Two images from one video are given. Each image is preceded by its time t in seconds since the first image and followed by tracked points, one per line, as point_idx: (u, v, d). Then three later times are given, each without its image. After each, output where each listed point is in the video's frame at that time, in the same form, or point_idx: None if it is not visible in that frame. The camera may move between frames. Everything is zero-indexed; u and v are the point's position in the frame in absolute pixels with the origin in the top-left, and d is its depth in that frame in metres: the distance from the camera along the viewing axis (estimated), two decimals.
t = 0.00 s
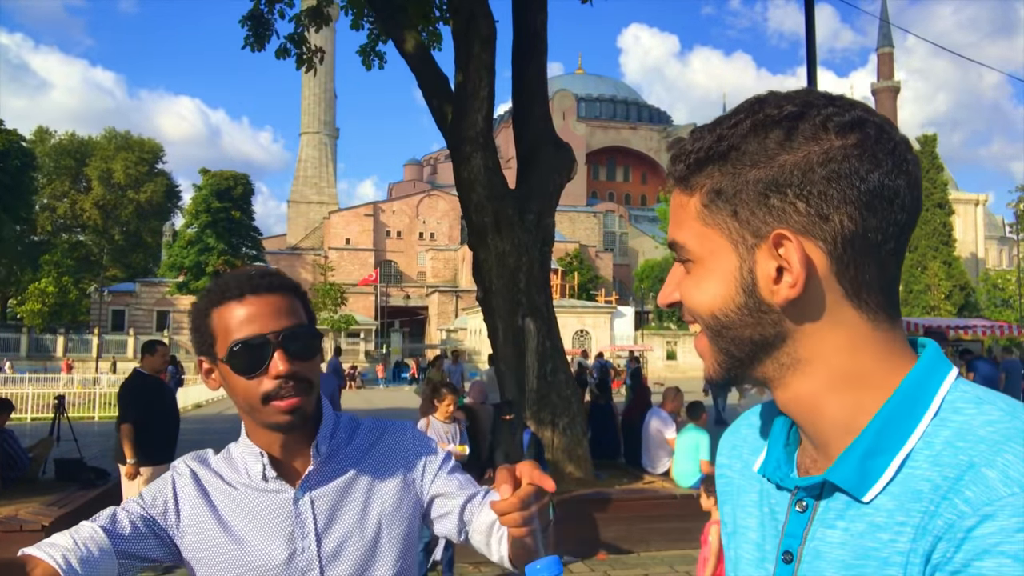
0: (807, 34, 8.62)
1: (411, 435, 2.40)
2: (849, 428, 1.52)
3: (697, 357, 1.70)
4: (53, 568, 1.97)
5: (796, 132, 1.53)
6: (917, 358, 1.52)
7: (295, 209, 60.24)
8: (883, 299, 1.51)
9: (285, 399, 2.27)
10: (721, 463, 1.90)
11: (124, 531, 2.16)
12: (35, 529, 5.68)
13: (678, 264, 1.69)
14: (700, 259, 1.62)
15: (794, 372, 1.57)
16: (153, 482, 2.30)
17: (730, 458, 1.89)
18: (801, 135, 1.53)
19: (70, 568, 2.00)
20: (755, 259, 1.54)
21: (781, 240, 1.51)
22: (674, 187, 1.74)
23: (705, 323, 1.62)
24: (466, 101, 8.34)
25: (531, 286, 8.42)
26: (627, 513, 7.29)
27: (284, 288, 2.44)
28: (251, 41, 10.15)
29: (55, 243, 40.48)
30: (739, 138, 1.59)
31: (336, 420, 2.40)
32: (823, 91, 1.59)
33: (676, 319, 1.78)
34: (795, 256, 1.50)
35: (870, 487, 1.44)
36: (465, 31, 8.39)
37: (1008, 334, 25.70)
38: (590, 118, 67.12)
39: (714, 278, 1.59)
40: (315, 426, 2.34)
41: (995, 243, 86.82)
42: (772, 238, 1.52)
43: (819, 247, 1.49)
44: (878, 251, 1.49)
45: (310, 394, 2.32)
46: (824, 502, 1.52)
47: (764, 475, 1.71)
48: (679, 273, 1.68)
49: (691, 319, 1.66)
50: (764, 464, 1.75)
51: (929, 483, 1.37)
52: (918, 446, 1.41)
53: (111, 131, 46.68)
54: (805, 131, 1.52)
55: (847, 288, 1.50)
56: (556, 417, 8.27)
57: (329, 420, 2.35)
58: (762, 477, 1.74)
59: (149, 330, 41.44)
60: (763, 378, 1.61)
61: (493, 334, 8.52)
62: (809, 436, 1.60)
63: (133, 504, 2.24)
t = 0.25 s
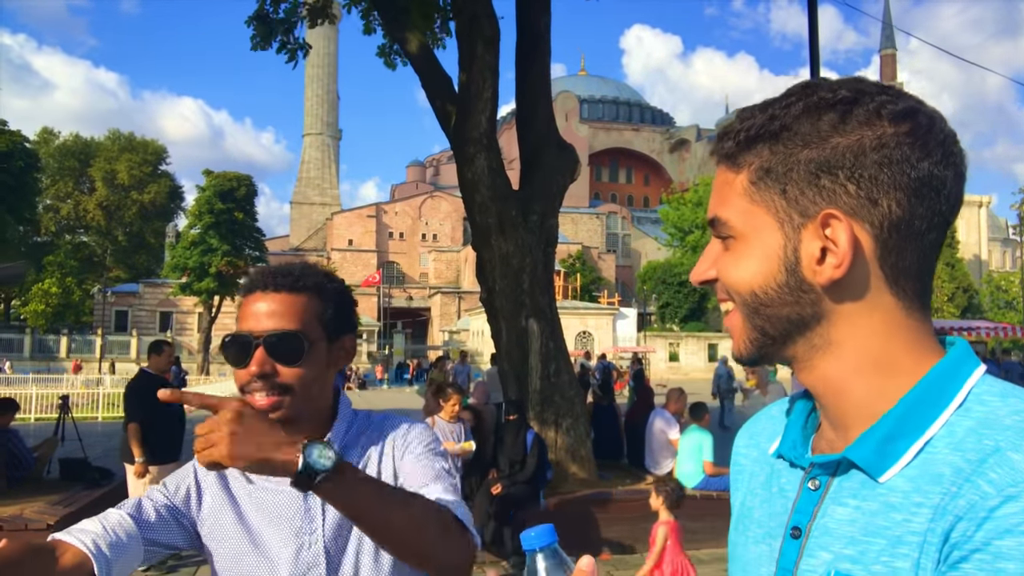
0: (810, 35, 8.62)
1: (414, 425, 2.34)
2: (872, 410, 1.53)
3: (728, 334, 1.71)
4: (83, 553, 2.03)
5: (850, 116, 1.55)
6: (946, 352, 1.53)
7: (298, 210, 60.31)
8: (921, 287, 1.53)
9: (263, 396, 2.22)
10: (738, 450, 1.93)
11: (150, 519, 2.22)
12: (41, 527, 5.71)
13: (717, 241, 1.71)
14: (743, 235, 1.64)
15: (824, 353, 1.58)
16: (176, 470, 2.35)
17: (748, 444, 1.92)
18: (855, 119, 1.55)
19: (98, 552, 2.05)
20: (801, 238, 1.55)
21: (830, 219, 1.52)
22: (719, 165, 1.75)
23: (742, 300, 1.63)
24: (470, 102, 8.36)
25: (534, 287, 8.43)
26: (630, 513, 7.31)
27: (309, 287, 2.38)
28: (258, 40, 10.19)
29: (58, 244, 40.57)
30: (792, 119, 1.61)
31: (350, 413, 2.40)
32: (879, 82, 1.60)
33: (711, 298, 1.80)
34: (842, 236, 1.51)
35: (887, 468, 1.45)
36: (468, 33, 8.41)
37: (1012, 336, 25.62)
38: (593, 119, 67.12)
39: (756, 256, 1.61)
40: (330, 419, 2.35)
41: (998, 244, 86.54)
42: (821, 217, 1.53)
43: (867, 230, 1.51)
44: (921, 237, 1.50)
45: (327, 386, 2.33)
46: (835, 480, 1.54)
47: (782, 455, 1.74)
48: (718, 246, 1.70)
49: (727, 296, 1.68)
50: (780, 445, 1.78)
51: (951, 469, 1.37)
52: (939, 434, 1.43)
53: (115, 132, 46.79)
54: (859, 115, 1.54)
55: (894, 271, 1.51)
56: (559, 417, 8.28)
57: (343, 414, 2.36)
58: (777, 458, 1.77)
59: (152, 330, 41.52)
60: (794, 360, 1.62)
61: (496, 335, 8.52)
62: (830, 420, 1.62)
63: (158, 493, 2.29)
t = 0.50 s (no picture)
0: (811, 35, 8.63)
1: (418, 420, 2.37)
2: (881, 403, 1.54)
3: (744, 327, 1.73)
4: (107, 544, 1.99)
5: (869, 112, 1.56)
6: (956, 349, 1.55)
7: (298, 210, 60.30)
8: (935, 282, 1.54)
9: (273, 393, 2.24)
10: (741, 444, 1.96)
11: (168, 511, 2.21)
12: (43, 526, 5.71)
13: (736, 236, 1.72)
14: (763, 228, 1.65)
15: (841, 345, 1.59)
16: (190, 465, 2.35)
17: (751, 441, 1.94)
18: (873, 116, 1.57)
19: (121, 543, 2.02)
20: (820, 232, 1.57)
21: (850, 213, 1.53)
22: (738, 160, 1.77)
23: (761, 293, 1.64)
24: (471, 102, 8.36)
25: (536, 287, 8.44)
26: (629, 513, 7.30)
27: (325, 287, 2.38)
28: (258, 39, 10.21)
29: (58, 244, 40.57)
30: (813, 117, 1.62)
31: (359, 408, 2.41)
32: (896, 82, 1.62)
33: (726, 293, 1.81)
34: (861, 229, 1.52)
35: (895, 456, 1.46)
36: (469, 32, 8.42)
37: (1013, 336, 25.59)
38: (593, 119, 67.11)
39: (776, 250, 1.62)
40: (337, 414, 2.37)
41: (999, 244, 86.43)
42: (840, 212, 1.54)
43: (887, 224, 1.52)
44: (936, 230, 1.52)
45: (340, 382, 2.35)
46: (843, 466, 1.55)
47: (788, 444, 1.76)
48: (737, 241, 1.71)
49: (745, 289, 1.69)
50: (786, 433, 1.80)
51: (958, 457, 1.38)
52: (947, 426, 1.43)
53: (115, 132, 46.77)
54: (878, 111, 1.56)
55: (912, 265, 1.52)
56: (560, 417, 8.27)
57: (352, 409, 2.37)
58: (782, 448, 1.80)
59: (152, 330, 41.51)
60: (810, 354, 1.63)
61: (497, 334, 8.54)
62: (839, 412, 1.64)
63: (174, 487, 2.29)
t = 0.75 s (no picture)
0: (808, 34, 8.67)
1: (425, 419, 2.40)
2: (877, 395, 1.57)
3: (747, 325, 1.75)
4: (116, 538, 2.00)
5: (866, 115, 1.59)
6: (956, 349, 1.56)
7: (295, 210, 60.22)
8: (934, 280, 1.56)
9: (282, 389, 2.25)
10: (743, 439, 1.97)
11: (177, 505, 2.23)
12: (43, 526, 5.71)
13: (738, 238, 1.74)
14: (765, 230, 1.66)
15: (841, 343, 1.60)
16: (197, 460, 2.37)
17: (751, 436, 1.96)
18: (871, 119, 1.59)
19: (130, 536, 2.03)
20: (823, 232, 1.58)
21: (850, 213, 1.55)
22: (738, 164, 1.79)
23: (763, 292, 1.66)
24: (469, 102, 8.38)
25: (534, 286, 8.45)
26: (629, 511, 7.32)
27: (335, 286, 2.39)
28: (256, 38, 10.20)
29: (54, 244, 40.43)
30: (812, 123, 1.64)
31: (367, 406, 2.42)
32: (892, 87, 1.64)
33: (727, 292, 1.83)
34: (862, 228, 1.54)
35: (891, 445, 1.48)
36: (467, 32, 8.43)
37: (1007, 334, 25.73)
38: (590, 118, 67.19)
39: (778, 251, 1.64)
40: (345, 412, 2.38)
41: (993, 243, 86.86)
42: (840, 212, 1.56)
43: (884, 223, 1.54)
44: (932, 229, 1.54)
45: (348, 379, 2.37)
46: (840, 454, 1.58)
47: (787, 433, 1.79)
48: (740, 243, 1.73)
49: (747, 289, 1.71)
50: (787, 425, 1.82)
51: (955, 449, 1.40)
52: (944, 420, 1.45)
53: (111, 132, 46.64)
54: (875, 114, 1.57)
55: (908, 264, 1.54)
56: (559, 415, 8.29)
57: (360, 408, 2.38)
58: (783, 439, 1.81)
59: (149, 330, 41.43)
60: (811, 352, 1.65)
61: (496, 333, 8.57)
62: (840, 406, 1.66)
63: (182, 481, 2.31)
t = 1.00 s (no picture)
0: (809, 32, 8.66)
1: (429, 418, 2.39)
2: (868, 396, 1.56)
3: (736, 324, 1.75)
4: (123, 534, 2.00)
5: (850, 115, 1.58)
6: (942, 347, 1.56)
7: (296, 210, 60.23)
8: (917, 279, 1.56)
9: (287, 385, 2.26)
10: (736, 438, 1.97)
11: (182, 503, 2.23)
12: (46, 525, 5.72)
13: (725, 236, 1.74)
14: (751, 228, 1.67)
15: (828, 341, 1.61)
16: (202, 458, 2.37)
17: (744, 433, 1.96)
18: (852, 120, 1.59)
19: (137, 532, 2.03)
20: (805, 229, 1.59)
21: (833, 211, 1.55)
22: (725, 162, 1.79)
23: (750, 290, 1.67)
24: (470, 101, 8.38)
25: (535, 285, 8.45)
26: (630, 511, 7.31)
27: (337, 285, 2.39)
28: (256, 39, 10.20)
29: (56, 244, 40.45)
30: (795, 122, 1.64)
31: (370, 405, 2.42)
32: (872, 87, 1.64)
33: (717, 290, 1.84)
34: (845, 226, 1.54)
35: (883, 445, 1.48)
36: (468, 31, 8.43)
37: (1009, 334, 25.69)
38: (591, 118, 67.16)
39: (765, 248, 1.64)
40: (347, 409, 2.38)
41: (996, 242, 86.65)
42: (823, 212, 1.57)
43: (867, 220, 1.54)
44: (916, 227, 1.54)
45: (351, 378, 2.37)
46: (833, 455, 1.58)
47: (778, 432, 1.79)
48: (728, 241, 1.73)
49: (735, 287, 1.72)
50: (779, 424, 1.82)
51: (950, 454, 1.39)
52: (931, 420, 1.46)
53: (113, 132, 46.63)
54: (857, 114, 1.58)
55: (890, 262, 1.54)
56: (560, 414, 8.30)
57: (364, 406, 2.39)
58: (775, 438, 1.81)
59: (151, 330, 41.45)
60: (799, 348, 1.65)
61: (497, 332, 8.58)
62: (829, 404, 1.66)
63: (186, 480, 2.31)
